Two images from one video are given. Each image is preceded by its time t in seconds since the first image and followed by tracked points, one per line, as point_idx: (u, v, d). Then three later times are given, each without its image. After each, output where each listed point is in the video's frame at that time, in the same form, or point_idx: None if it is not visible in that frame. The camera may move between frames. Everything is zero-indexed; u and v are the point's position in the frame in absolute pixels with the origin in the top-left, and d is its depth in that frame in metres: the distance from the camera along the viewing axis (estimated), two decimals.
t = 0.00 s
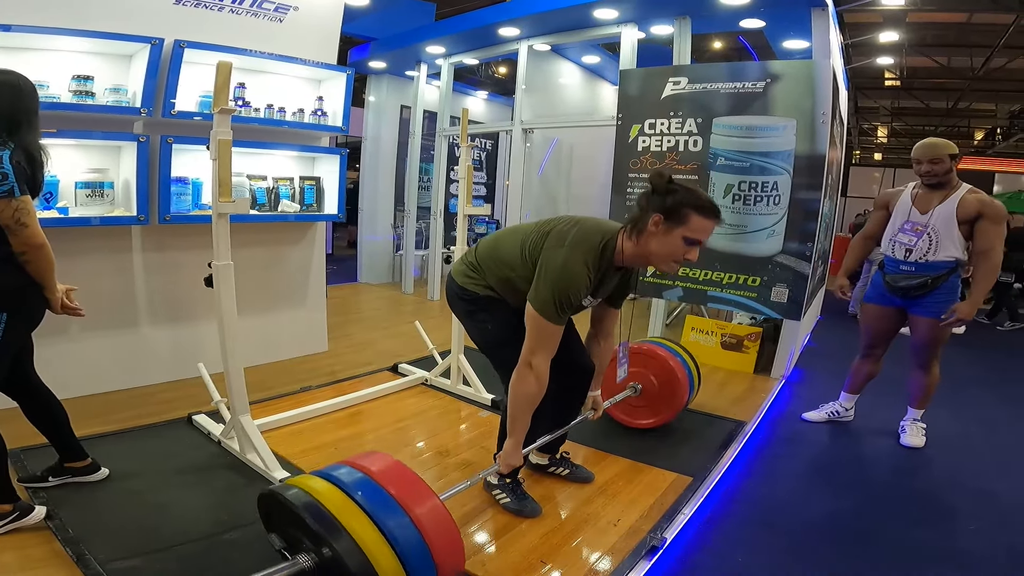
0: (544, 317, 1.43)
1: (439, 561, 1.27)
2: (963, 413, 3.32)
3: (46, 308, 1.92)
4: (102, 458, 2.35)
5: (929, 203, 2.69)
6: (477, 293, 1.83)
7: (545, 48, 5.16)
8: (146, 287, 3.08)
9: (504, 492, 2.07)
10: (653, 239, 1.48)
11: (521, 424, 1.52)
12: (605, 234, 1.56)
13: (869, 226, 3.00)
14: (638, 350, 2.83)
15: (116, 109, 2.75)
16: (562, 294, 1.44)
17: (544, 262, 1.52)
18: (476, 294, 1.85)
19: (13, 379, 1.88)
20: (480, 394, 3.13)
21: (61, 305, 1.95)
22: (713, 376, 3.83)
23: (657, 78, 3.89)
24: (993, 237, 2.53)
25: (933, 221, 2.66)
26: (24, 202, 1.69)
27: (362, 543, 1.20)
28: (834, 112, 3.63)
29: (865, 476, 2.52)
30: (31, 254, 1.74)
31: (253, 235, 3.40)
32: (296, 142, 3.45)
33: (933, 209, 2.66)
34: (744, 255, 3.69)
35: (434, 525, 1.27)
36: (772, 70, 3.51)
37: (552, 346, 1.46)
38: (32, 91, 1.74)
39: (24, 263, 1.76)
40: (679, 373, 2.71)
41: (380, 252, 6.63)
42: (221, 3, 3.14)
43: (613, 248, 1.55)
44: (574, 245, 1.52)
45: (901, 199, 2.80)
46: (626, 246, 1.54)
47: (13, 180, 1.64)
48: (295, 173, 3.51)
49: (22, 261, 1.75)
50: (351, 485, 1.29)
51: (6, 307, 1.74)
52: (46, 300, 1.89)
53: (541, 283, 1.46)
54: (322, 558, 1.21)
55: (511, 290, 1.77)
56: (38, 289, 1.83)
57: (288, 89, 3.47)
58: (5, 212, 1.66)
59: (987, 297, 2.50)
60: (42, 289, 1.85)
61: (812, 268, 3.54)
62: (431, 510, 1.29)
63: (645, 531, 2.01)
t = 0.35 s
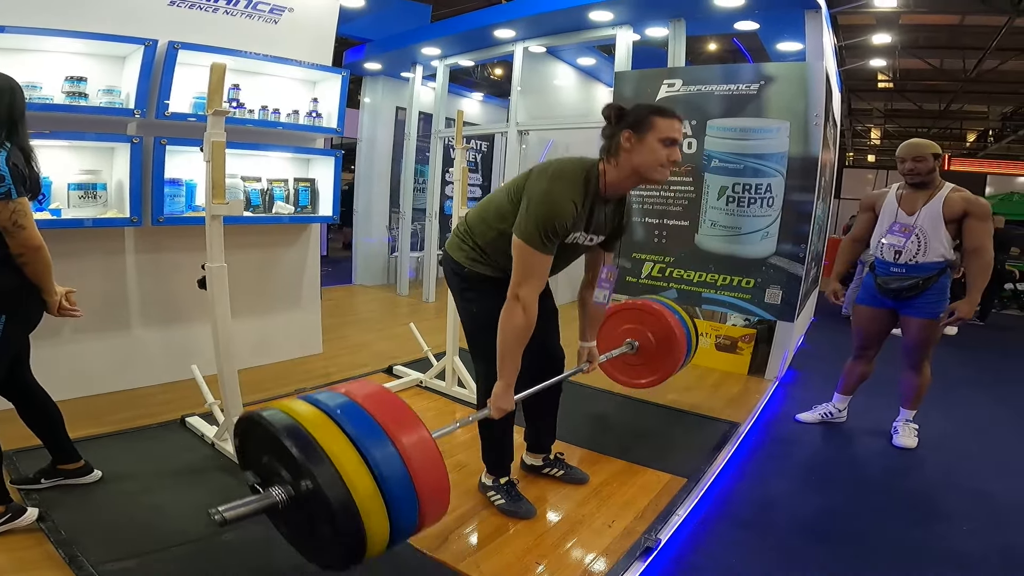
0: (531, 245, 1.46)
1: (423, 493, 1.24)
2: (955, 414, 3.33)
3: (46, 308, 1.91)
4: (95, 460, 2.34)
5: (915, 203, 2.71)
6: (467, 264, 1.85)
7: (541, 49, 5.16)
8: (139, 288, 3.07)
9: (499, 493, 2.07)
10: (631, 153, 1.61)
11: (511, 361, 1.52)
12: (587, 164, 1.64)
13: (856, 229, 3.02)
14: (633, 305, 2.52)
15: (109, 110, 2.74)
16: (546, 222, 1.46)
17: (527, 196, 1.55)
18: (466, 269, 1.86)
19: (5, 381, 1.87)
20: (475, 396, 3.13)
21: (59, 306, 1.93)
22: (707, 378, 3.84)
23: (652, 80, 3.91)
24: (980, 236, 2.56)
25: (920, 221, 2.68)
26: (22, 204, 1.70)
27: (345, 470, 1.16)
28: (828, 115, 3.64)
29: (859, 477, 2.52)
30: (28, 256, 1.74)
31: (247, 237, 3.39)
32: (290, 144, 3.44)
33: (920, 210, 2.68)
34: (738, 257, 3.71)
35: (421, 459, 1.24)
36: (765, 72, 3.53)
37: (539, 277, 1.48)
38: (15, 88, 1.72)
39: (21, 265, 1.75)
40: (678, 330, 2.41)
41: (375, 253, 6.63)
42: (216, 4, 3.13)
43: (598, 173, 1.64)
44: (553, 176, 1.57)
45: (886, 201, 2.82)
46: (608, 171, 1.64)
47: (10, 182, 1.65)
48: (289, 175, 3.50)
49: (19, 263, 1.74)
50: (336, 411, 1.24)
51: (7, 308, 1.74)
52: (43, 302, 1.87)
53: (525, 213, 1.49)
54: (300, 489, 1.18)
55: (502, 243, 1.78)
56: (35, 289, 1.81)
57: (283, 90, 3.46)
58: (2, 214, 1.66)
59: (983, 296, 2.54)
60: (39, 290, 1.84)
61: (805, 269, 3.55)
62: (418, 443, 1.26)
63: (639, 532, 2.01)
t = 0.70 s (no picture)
0: (505, 168, 1.66)
1: (408, 411, 1.21)
2: (953, 418, 3.34)
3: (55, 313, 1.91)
4: (93, 465, 2.33)
5: (911, 207, 2.71)
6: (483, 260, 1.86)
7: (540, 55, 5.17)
8: (138, 294, 3.07)
9: (498, 498, 2.07)
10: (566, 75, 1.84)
11: (505, 279, 1.67)
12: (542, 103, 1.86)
13: (853, 233, 3.02)
14: (638, 267, 2.51)
15: (109, 115, 2.74)
16: (512, 145, 1.66)
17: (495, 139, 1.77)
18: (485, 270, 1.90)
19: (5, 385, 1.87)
20: (474, 402, 3.13)
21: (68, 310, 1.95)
22: (706, 383, 3.85)
23: (650, 85, 3.92)
24: (976, 238, 2.58)
25: (917, 225, 2.68)
26: (34, 209, 1.70)
27: (329, 374, 1.13)
28: (825, 120, 3.65)
29: (857, 481, 2.53)
30: (41, 261, 1.74)
31: (247, 243, 3.39)
32: (289, 149, 3.44)
33: (916, 214, 2.69)
34: (736, 262, 3.72)
35: (410, 371, 1.21)
36: (763, 78, 3.55)
37: (515, 195, 1.66)
38: (21, 94, 1.73)
39: (33, 270, 1.75)
40: (683, 292, 2.39)
41: (374, 258, 6.63)
42: (215, 9, 3.14)
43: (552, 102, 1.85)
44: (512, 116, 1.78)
45: (882, 205, 2.82)
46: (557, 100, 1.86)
47: (22, 188, 1.67)
48: (288, 181, 3.51)
49: (31, 267, 1.74)
50: (328, 313, 1.22)
51: (17, 312, 1.74)
52: (53, 307, 1.87)
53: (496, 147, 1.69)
54: (276, 399, 1.16)
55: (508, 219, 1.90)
56: (44, 292, 1.81)
57: (283, 96, 3.47)
58: (15, 219, 1.67)
59: (977, 297, 2.55)
60: (48, 293, 1.83)
61: (803, 275, 3.56)
62: (411, 359, 1.22)
63: (638, 537, 2.01)
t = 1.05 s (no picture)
0: (479, 152, 1.73)
1: (415, 378, 1.21)
2: (954, 419, 3.34)
3: (57, 317, 1.91)
4: (94, 466, 2.34)
5: (913, 209, 2.72)
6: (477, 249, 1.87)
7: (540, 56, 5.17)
8: (139, 295, 3.07)
9: (499, 500, 2.07)
10: (525, 67, 1.88)
11: (500, 251, 1.72)
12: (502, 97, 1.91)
13: (855, 234, 3.03)
14: (644, 256, 2.51)
15: (110, 117, 2.75)
16: (482, 131, 1.73)
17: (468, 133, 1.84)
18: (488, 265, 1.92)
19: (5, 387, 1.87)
20: (475, 403, 3.14)
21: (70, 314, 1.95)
22: (707, 384, 3.85)
23: (650, 86, 3.93)
24: (977, 241, 2.58)
25: (918, 227, 2.69)
26: (37, 211, 1.70)
27: (334, 336, 1.13)
28: (825, 120, 3.65)
29: (858, 483, 2.53)
30: (44, 263, 1.73)
31: (247, 244, 3.39)
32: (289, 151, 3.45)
33: (917, 215, 2.69)
34: (736, 263, 3.72)
35: (418, 337, 1.21)
36: (763, 79, 3.55)
37: (493, 174, 1.73)
38: (26, 95, 1.74)
39: (36, 271, 1.75)
40: (691, 282, 2.39)
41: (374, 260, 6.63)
42: (215, 10, 3.14)
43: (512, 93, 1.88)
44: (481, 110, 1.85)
45: (884, 206, 2.83)
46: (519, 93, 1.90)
47: (25, 191, 1.66)
48: (289, 182, 3.51)
49: (34, 270, 1.74)
50: (339, 276, 1.22)
51: (20, 314, 1.74)
52: (57, 308, 1.87)
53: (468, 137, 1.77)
54: (278, 363, 1.16)
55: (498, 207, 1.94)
56: (47, 294, 1.81)
57: (283, 97, 3.47)
58: (19, 221, 1.66)
59: (978, 300, 2.55)
60: (52, 295, 1.83)
61: (804, 276, 3.56)
62: (421, 326, 1.22)
63: (639, 539, 2.00)
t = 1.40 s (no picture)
0: (483, 152, 1.73)
1: (415, 377, 1.21)
2: (954, 418, 3.34)
3: (51, 318, 1.91)
4: (94, 466, 2.33)
5: (913, 208, 2.72)
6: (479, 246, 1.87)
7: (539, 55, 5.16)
8: (139, 296, 3.07)
9: (499, 499, 2.07)
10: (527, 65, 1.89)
11: (502, 253, 1.73)
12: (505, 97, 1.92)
13: (855, 234, 3.02)
14: (641, 259, 2.51)
15: (109, 117, 2.75)
16: (486, 130, 1.73)
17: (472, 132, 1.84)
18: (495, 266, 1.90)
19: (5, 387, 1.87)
20: (475, 402, 3.13)
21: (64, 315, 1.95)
22: (707, 383, 3.85)
23: (650, 85, 3.92)
24: (977, 240, 2.59)
25: (918, 226, 2.69)
26: (29, 212, 1.69)
27: (334, 333, 1.13)
28: (825, 119, 3.65)
29: (859, 482, 2.53)
30: (36, 264, 1.73)
31: (246, 243, 3.38)
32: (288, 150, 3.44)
33: (917, 215, 2.69)
34: (736, 262, 3.72)
35: (418, 336, 1.21)
36: (763, 78, 3.55)
37: (497, 173, 1.73)
38: (22, 95, 1.75)
39: (29, 273, 1.74)
40: (688, 283, 2.39)
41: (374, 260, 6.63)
42: (214, 10, 3.14)
43: (516, 92, 1.88)
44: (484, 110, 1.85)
45: (884, 206, 2.83)
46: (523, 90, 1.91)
47: (16, 191, 1.65)
48: (288, 182, 3.51)
49: (27, 271, 1.74)
50: (338, 275, 1.22)
51: (13, 315, 1.74)
52: (51, 309, 1.87)
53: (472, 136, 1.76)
54: (277, 362, 1.16)
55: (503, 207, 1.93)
56: (42, 296, 1.81)
57: (282, 97, 3.47)
58: (10, 222, 1.65)
59: (978, 300, 2.55)
60: (47, 297, 1.83)
61: (804, 275, 3.56)
62: (421, 325, 1.22)
63: (639, 538, 2.00)
